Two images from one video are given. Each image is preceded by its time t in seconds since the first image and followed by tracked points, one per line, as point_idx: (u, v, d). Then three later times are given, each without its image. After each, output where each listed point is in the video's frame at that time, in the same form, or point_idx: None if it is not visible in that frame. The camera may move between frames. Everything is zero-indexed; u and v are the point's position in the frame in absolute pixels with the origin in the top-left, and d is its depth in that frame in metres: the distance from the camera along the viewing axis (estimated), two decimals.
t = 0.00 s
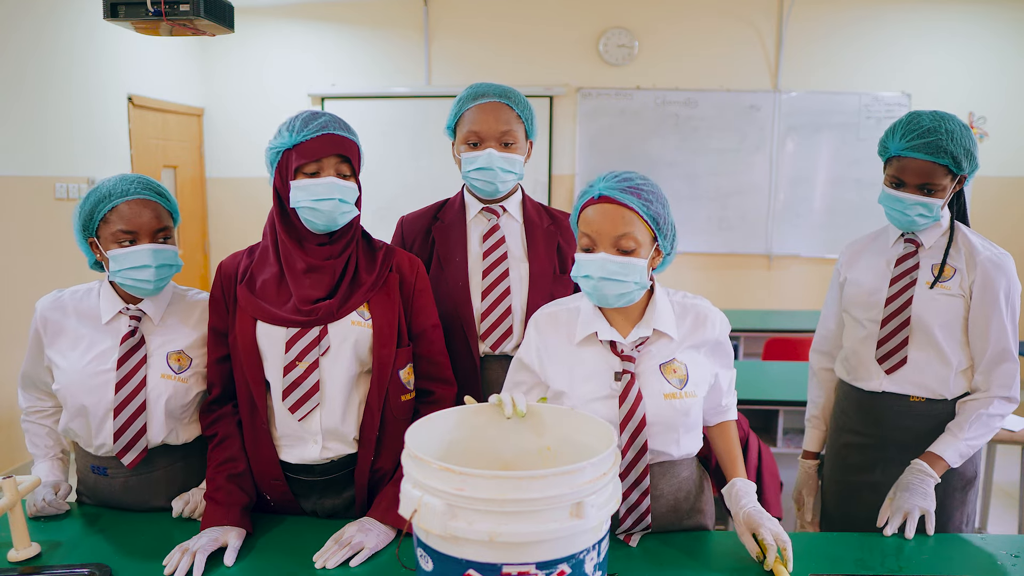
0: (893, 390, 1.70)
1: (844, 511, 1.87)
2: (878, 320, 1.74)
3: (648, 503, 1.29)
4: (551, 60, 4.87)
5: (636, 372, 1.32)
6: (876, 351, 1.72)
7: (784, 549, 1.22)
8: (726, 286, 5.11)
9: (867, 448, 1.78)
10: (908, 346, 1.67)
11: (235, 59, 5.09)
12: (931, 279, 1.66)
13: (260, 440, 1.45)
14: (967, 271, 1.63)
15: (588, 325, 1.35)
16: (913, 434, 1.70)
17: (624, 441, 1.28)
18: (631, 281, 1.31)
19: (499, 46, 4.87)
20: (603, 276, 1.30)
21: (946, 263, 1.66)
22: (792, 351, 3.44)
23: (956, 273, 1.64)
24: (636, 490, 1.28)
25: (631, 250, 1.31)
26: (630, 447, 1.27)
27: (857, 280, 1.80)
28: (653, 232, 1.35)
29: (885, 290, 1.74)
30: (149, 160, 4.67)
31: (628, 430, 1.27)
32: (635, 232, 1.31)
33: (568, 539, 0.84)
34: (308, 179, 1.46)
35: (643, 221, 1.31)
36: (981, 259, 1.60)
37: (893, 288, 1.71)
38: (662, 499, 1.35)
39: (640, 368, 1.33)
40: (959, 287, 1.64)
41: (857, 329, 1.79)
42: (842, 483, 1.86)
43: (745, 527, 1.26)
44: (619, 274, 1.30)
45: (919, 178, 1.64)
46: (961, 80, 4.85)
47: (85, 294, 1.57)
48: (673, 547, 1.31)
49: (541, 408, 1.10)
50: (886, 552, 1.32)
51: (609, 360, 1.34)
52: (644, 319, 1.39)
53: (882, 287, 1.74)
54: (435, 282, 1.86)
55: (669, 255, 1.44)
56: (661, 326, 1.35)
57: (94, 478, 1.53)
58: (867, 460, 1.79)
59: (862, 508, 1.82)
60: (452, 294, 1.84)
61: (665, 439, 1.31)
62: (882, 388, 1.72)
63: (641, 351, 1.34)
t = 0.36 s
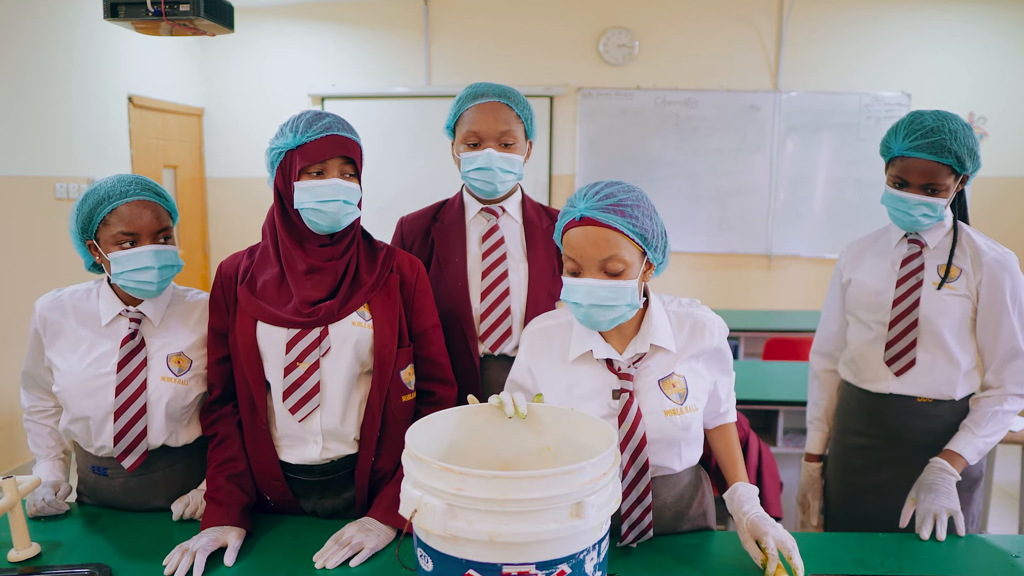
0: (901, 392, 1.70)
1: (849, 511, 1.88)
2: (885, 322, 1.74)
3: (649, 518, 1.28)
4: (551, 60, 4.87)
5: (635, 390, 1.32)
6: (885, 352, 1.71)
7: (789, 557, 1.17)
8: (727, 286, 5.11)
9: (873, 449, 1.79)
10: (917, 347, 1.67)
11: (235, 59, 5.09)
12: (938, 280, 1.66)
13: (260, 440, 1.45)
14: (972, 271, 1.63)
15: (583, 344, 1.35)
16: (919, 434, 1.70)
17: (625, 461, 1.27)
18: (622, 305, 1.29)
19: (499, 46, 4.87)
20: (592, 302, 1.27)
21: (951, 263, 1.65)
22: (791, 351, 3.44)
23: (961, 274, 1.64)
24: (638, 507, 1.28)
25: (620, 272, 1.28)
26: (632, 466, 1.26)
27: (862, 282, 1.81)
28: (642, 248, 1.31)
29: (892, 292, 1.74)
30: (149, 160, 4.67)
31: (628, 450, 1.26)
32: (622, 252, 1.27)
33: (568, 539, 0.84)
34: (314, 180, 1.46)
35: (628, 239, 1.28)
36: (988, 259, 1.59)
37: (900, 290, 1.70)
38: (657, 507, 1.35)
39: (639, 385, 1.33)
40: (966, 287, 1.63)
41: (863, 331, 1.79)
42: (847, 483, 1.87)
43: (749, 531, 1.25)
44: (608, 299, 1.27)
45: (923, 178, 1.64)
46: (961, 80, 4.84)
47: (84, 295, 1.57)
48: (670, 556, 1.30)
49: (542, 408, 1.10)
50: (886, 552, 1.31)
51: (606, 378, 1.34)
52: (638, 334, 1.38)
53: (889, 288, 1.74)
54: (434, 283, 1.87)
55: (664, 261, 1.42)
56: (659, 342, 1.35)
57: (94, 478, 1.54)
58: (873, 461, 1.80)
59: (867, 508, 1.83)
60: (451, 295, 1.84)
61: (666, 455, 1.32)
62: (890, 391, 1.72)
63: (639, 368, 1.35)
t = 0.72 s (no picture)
0: (909, 392, 1.70)
1: (852, 511, 1.88)
2: (892, 324, 1.73)
3: (655, 524, 1.26)
4: (551, 60, 4.86)
5: (636, 388, 1.32)
6: (892, 354, 1.71)
7: (788, 561, 1.17)
8: (727, 286, 5.11)
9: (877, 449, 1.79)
10: (924, 349, 1.67)
11: (235, 59, 5.09)
12: (946, 280, 1.66)
13: (260, 440, 1.45)
14: (981, 272, 1.63)
15: (584, 343, 1.35)
16: (926, 436, 1.70)
17: (627, 460, 1.26)
18: (623, 301, 1.29)
19: (499, 46, 4.87)
20: (593, 300, 1.27)
21: (959, 264, 1.66)
22: (791, 351, 3.44)
23: (969, 275, 1.65)
24: (641, 512, 1.26)
25: (619, 269, 1.28)
26: (634, 466, 1.25)
27: (868, 283, 1.80)
28: (640, 244, 1.31)
29: (899, 293, 1.73)
30: (149, 160, 4.67)
31: (631, 447, 1.26)
32: (621, 247, 1.27)
33: (567, 539, 0.84)
34: (314, 179, 1.46)
35: (627, 236, 1.28)
36: (995, 260, 1.61)
37: (908, 291, 1.70)
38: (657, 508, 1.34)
39: (640, 384, 1.33)
40: (974, 288, 1.64)
41: (870, 333, 1.78)
42: (851, 484, 1.87)
43: (751, 534, 1.24)
44: (610, 296, 1.27)
45: (930, 177, 1.63)
46: (961, 80, 4.85)
47: (91, 294, 1.57)
48: (671, 558, 1.30)
49: (546, 407, 1.10)
50: (886, 551, 1.31)
51: (607, 376, 1.34)
52: (640, 332, 1.38)
53: (896, 289, 1.74)
54: (434, 282, 1.87)
55: (662, 259, 1.42)
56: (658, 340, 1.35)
57: (96, 477, 1.53)
58: (877, 461, 1.80)
59: (871, 507, 1.84)
60: (451, 295, 1.84)
61: (667, 454, 1.32)
62: (897, 391, 1.72)
63: (639, 366, 1.34)
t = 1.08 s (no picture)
0: (919, 394, 1.70)
1: (858, 510, 1.89)
2: (904, 325, 1.72)
3: (656, 520, 1.26)
4: (551, 60, 4.86)
5: (640, 382, 1.32)
6: (904, 356, 1.71)
7: (788, 562, 1.16)
8: (727, 286, 5.11)
9: (884, 450, 1.80)
10: (936, 351, 1.67)
11: (235, 59, 5.09)
12: (959, 282, 1.65)
13: (260, 439, 1.45)
14: (993, 273, 1.63)
15: (588, 337, 1.35)
16: (934, 438, 1.70)
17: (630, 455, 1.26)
18: (646, 280, 1.30)
19: (499, 46, 4.87)
20: (620, 275, 1.29)
21: (971, 264, 1.66)
22: (791, 351, 3.44)
23: (982, 276, 1.64)
24: (644, 507, 1.26)
25: (642, 247, 1.31)
26: (638, 461, 1.25)
27: (878, 284, 1.80)
28: (658, 229, 1.36)
29: (910, 294, 1.73)
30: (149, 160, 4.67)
31: (634, 442, 1.26)
32: (645, 226, 1.32)
33: (567, 539, 0.84)
34: (317, 178, 1.46)
35: (649, 216, 1.32)
36: (1007, 262, 1.60)
37: (919, 293, 1.70)
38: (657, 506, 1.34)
39: (644, 378, 1.33)
40: (986, 289, 1.63)
41: (882, 334, 1.78)
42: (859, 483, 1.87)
43: (751, 534, 1.24)
44: (635, 272, 1.29)
45: (934, 175, 1.64)
46: (961, 80, 4.84)
47: (93, 292, 1.57)
48: (671, 558, 1.30)
49: (546, 407, 1.10)
50: (886, 551, 1.31)
51: (610, 370, 1.34)
52: (646, 325, 1.38)
53: (907, 291, 1.73)
54: (436, 282, 1.87)
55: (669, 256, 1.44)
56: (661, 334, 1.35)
57: (98, 474, 1.54)
58: (884, 462, 1.80)
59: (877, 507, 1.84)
60: (452, 294, 1.85)
61: (668, 450, 1.32)
62: (908, 393, 1.72)
63: (644, 361, 1.34)
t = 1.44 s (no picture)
0: (917, 400, 1.70)
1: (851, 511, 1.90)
2: (901, 328, 1.73)
3: (652, 515, 1.27)
4: (551, 61, 4.86)
5: (641, 377, 1.32)
6: (901, 360, 1.71)
7: (788, 562, 1.17)
8: (727, 286, 5.11)
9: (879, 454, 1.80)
10: (934, 356, 1.66)
11: (235, 60, 5.09)
12: (959, 286, 1.65)
13: (260, 439, 1.45)
14: (994, 277, 1.63)
15: (592, 329, 1.35)
16: (929, 445, 1.71)
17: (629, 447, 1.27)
18: (650, 277, 1.30)
19: (499, 46, 4.88)
20: (625, 270, 1.28)
21: (973, 268, 1.65)
22: (791, 351, 3.44)
23: (982, 280, 1.64)
24: (640, 500, 1.26)
25: (650, 244, 1.31)
26: (635, 453, 1.26)
27: (877, 285, 1.80)
28: (670, 229, 1.36)
29: (909, 297, 1.72)
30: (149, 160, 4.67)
31: (633, 434, 1.27)
32: (657, 224, 1.31)
33: (567, 539, 0.84)
34: (315, 177, 1.45)
35: (661, 213, 1.32)
36: (1008, 267, 1.60)
37: (918, 295, 1.69)
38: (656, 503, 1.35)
39: (645, 373, 1.33)
40: (986, 294, 1.63)
41: (880, 337, 1.78)
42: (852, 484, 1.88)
43: (750, 534, 1.24)
44: (640, 268, 1.29)
45: (932, 167, 1.65)
46: (961, 80, 4.84)
47: (100, 289, 1.58)
48: (669, 556, 1.30)
49: (547, 407, 1.10)
50: (886, 551, 1.31)
51: (614, 363, 1.35)
52: (651, 321, 1.38)
53: (906, 294, 1.73)
54: (438, 282, 1.87)
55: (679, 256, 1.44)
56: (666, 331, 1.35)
57: (103, 469, 1.55)
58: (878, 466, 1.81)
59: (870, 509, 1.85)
60: (453, 294, 1.85)
61: (667, 446, 1.32)
62: (904, 399, 1.72)
63: (647, 356, 1.34)
